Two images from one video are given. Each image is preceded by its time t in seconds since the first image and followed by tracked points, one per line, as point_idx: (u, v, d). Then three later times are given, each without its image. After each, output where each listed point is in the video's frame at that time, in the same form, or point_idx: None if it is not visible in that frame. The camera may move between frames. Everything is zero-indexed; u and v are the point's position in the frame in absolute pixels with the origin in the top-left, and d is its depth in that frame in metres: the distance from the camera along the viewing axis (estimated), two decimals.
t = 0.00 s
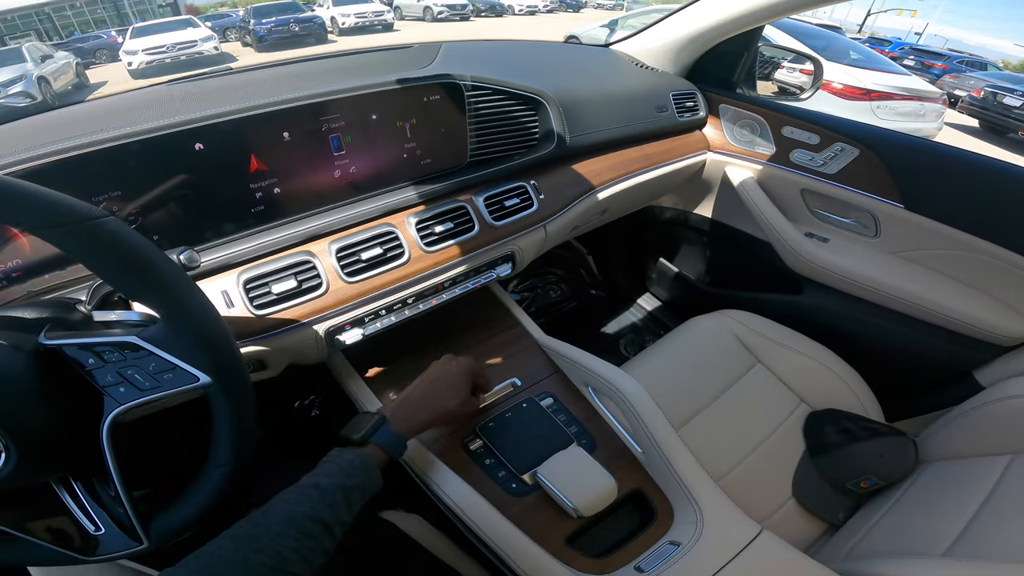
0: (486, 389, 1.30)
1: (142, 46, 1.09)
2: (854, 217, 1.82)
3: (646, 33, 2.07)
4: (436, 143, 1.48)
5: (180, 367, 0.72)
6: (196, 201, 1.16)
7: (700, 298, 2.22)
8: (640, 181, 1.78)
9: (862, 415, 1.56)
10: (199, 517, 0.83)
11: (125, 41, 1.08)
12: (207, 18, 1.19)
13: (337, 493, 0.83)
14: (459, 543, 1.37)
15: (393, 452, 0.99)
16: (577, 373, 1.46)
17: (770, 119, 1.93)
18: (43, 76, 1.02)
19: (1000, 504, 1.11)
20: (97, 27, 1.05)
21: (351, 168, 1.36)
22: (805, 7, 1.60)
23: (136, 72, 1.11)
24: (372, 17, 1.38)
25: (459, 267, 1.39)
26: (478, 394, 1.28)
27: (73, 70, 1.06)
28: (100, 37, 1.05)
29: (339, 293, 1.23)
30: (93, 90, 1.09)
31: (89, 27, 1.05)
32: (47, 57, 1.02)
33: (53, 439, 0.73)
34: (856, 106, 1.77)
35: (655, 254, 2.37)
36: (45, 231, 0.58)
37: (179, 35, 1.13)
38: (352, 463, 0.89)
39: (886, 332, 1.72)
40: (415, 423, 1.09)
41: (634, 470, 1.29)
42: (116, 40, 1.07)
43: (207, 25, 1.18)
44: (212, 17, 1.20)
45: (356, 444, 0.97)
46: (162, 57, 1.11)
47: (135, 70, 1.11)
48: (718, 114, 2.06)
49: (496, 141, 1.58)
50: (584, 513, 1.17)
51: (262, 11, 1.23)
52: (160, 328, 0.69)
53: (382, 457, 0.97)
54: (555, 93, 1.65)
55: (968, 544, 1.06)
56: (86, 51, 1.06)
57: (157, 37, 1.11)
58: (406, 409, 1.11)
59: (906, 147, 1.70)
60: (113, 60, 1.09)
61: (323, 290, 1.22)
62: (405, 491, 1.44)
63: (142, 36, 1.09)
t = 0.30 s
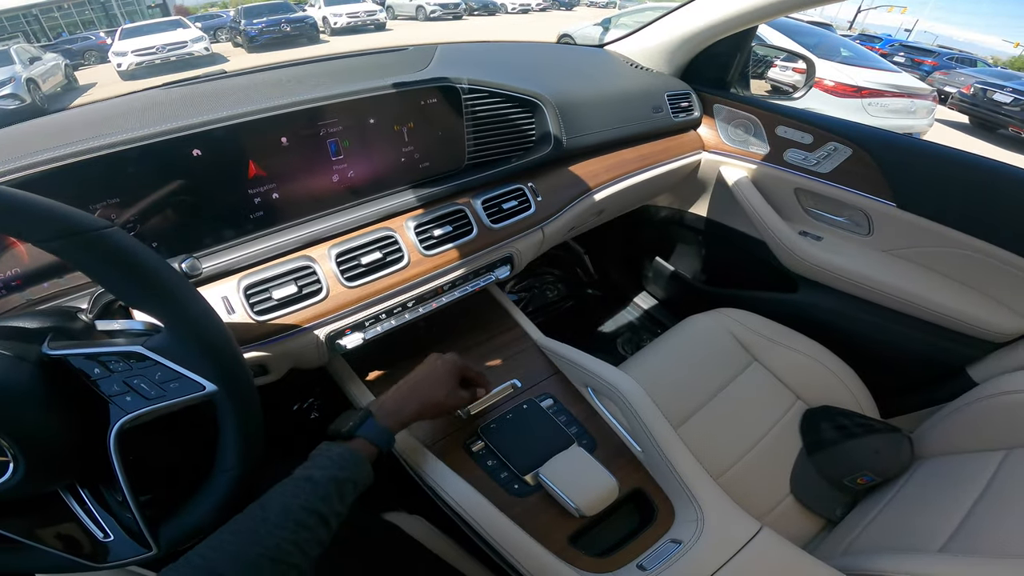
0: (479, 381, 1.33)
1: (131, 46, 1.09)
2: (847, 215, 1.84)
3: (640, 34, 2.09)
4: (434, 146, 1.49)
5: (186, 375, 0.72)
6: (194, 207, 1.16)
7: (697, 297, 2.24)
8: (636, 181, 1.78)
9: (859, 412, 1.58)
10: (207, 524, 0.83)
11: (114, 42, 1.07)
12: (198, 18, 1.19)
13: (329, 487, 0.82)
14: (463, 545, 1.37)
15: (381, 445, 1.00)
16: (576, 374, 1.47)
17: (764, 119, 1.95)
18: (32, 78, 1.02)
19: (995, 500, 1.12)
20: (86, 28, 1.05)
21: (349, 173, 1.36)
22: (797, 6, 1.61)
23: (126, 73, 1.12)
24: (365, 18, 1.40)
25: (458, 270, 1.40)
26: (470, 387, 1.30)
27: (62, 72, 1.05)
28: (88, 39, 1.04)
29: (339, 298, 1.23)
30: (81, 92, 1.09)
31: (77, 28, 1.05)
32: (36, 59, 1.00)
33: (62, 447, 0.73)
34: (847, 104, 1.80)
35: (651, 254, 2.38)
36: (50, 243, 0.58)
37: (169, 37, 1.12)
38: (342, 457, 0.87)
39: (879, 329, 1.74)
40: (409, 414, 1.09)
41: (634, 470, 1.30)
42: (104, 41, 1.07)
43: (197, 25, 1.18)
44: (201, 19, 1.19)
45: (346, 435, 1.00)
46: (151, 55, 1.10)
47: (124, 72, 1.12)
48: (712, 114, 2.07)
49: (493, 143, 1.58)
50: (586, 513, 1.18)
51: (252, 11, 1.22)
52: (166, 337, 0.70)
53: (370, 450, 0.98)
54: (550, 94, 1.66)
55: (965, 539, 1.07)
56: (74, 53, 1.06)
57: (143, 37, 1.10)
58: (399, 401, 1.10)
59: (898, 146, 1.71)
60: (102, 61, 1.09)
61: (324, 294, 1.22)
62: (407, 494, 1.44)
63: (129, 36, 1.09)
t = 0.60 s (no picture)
0: (443, 367, 1.44)
1: (127, 47, 1.07)
2: (846, 213, 1.82)
3: (637, 31, 2.07)
4: (427, 144, 1.46)
5: (167, 380, 0.70)
6: (182, 206, 1.13)
7: (695, 297, 2.22)
8: (633, 180, 1.77)
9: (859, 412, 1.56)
10: (192, 530, 0.81)
11: (110, 43, 1.06)
12: (194, 19, 1.16)
13: (329, 464, 0.93)
14: (458, 549, 1.35)
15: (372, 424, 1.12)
16: (572, 374, 1.45)
17: (762, 116, 1.93)
18: (27, 78, 0.99)
19: (998, 502, 1.10)
20: (81, 28, 1.03)
21: (341, 171, 1.34)
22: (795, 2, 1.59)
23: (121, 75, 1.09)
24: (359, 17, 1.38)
25: (452, 270, 1.38)
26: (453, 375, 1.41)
27: (59, 73, 1.02)
28: (84, 39, 1.03)
29: (330, 298, 1.21)
30: (77, 93, 1.06)
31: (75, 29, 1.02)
32: (31, 59, 0.99)
33: (39, 451, 0.70)
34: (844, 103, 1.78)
35: (649, 253, 2.37)
36: (20, 244, 0.56)
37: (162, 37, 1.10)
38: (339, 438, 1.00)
39: (879, 328, 1.73)
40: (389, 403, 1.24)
41: (632, 473, 1.28)
42: (99, 41, 1.05)
43: (195, 27, 1.15)
44: (197, 19, 1.16)
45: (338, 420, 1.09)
46: (147, 56, 1.08)
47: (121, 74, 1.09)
48: (710, 111, 2.06)
49: (486, 141, 1.56)
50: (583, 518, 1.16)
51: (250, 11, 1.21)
52: (144, 341, 0.68)
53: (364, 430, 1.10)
54: (546, 92, 1.64)
55: (967, 542, 1.05)
56: (70, 54, 1.04)
57: (138, 39, 1.08)
58: (378, 390, 1.25)
59: (898, 143, 1.70)
60: (98, 62, 1.06)
61: (314, 295, 1.20)
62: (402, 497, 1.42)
63: (127, 38, 1.07)
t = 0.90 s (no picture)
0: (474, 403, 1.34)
1: (126, 48, 1.07)
2: (843, 209, 1.83)
3: (633, 29, 2.07)
4: (423, 140, 1.47)
5: (160, 369, 0.70)
6: (177, 201, 1.14)
7: (692, 293, 2.22)
8: (630, 176, 1.77)
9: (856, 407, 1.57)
10: (185, 522, 0.81)
11: (107, 44, 1.06)
12: (191, 20, 1.16)
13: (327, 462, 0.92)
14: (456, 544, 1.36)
15: (348, 487, 0.92)
16: (569, 369, 1.45)
17: (758, 113, 1.93)
18: (24, 79, 0.99)
19: (996, 497, 1.11)
20: (77, 29, 1.02)
21: (336, 165, 1.34)
22: None
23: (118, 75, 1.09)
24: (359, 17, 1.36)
25: (448, 264, 1.38)
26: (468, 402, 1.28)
27: (55, 75, 1.03)
28: (81, 40, 1.02)
29: (325, 292, 1.21)
30: (74, 92, 1.07)
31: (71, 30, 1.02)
32: (28, 60, 0.99)
33: (32, 442, 0.71)
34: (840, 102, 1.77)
35: (646, 249, 2.37)
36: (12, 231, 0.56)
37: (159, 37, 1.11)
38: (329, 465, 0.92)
39: (875, 323, 1.73)
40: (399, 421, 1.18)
41: (630, 467, 1.28)
42: (97, 42, 1.05)
43: (191, 28, 1.15)
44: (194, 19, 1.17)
45: (308, 480, 0.90)
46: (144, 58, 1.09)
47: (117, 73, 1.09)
48: (706, 108, 2.06)
49: (482, 137, 1.57)
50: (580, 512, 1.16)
51: (247, 12, 1.20)
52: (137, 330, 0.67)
53: (336, 492, 0.89)
54: (542, 88, 1.64)
55: (966, 537, 1.06)
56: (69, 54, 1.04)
57: (137, 41, 1.08)
58: (370, 435, 1.06)
59: (893, 138, 1.70)
60: (95, 62, 1.06)
61: (310, 289, 1.20)
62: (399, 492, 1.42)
63: (123, 39, 1.07)
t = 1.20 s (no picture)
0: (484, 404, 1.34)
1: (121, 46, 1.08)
2: (840, 209, 1.85)
3: (633, 31, 2.10)
4: (427, 142, 1.49)
5: (180, 367, 0.72)
6: (187, 202, 1.15)
7: (691, 293, 2.24)
8: (631, 177, 1.79)
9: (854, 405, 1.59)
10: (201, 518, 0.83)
11: (104, 44, 1.07)
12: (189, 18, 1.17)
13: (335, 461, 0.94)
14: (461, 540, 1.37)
15: (365, 488, 0.93)
16: (573, 367, 1.47)
17: (756, 114, 1.95)
18: (22, 79, 1.00)
19: (992, 491, 1.13)
20: (75, 29, 1.04)
21: (343, 167, 1.36)
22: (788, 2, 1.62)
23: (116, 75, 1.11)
24: (358, 18, 1.37)
25: (453, 263, 1.40)
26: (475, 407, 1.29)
27: (52, 74, 1.04)
28: (79, 39, 1.04)
29: (334, 292, 1.23)
30: (72, 93, 1.07)
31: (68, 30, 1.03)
32: (26, 60, 1.00)
33: (54, 440, 0.73)
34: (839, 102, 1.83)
35: (646, 250, 2.39)
36: (41, 232, 0.58)
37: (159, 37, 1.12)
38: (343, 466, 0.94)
39: (872, 322, 1.76)
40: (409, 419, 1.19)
41: (632, 462, 1.31)
42: (95, 41, 1.06)
43: (189, 27, 1.16)
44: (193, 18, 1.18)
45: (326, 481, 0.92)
46: (143, 58, 1.10)
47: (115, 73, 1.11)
48: (705, 109, 2.08)
49: (486, 138, 1.59)
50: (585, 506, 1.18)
51: (245, 11, 1.20)
52: (158, 329, 0.70)
53: (354, 493, 0.91)
54: (544, 90, 1.66)
55: (962, 531, 1.08)
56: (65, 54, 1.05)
57: (133, 39, 1.09)
58: (382, 436, 1.08)
59: (890, 140, 1.72)
60: (92, 62, 1.07)
61: (319, 289, 1.22)
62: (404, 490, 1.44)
63: (119, 38, 1.08)
